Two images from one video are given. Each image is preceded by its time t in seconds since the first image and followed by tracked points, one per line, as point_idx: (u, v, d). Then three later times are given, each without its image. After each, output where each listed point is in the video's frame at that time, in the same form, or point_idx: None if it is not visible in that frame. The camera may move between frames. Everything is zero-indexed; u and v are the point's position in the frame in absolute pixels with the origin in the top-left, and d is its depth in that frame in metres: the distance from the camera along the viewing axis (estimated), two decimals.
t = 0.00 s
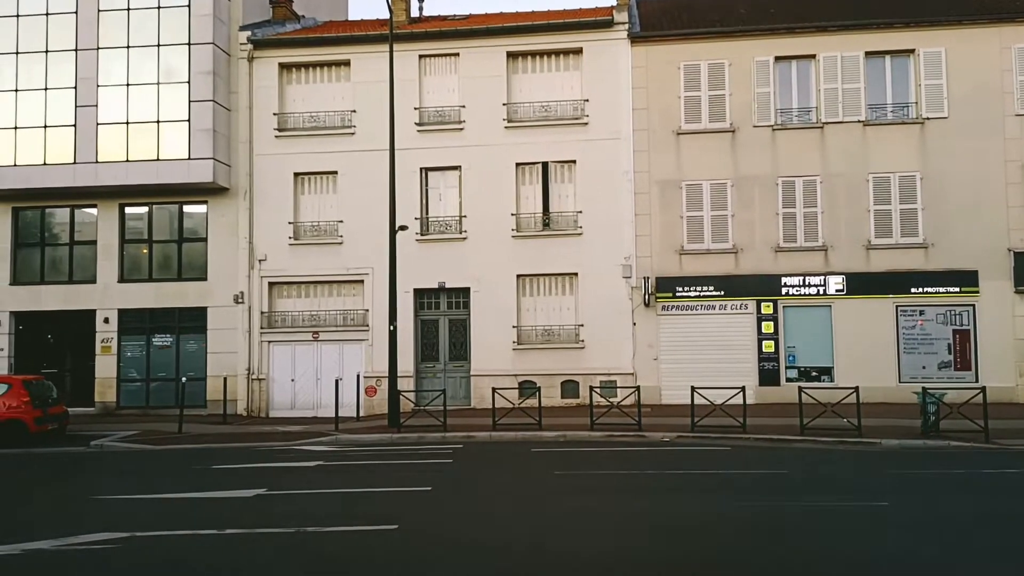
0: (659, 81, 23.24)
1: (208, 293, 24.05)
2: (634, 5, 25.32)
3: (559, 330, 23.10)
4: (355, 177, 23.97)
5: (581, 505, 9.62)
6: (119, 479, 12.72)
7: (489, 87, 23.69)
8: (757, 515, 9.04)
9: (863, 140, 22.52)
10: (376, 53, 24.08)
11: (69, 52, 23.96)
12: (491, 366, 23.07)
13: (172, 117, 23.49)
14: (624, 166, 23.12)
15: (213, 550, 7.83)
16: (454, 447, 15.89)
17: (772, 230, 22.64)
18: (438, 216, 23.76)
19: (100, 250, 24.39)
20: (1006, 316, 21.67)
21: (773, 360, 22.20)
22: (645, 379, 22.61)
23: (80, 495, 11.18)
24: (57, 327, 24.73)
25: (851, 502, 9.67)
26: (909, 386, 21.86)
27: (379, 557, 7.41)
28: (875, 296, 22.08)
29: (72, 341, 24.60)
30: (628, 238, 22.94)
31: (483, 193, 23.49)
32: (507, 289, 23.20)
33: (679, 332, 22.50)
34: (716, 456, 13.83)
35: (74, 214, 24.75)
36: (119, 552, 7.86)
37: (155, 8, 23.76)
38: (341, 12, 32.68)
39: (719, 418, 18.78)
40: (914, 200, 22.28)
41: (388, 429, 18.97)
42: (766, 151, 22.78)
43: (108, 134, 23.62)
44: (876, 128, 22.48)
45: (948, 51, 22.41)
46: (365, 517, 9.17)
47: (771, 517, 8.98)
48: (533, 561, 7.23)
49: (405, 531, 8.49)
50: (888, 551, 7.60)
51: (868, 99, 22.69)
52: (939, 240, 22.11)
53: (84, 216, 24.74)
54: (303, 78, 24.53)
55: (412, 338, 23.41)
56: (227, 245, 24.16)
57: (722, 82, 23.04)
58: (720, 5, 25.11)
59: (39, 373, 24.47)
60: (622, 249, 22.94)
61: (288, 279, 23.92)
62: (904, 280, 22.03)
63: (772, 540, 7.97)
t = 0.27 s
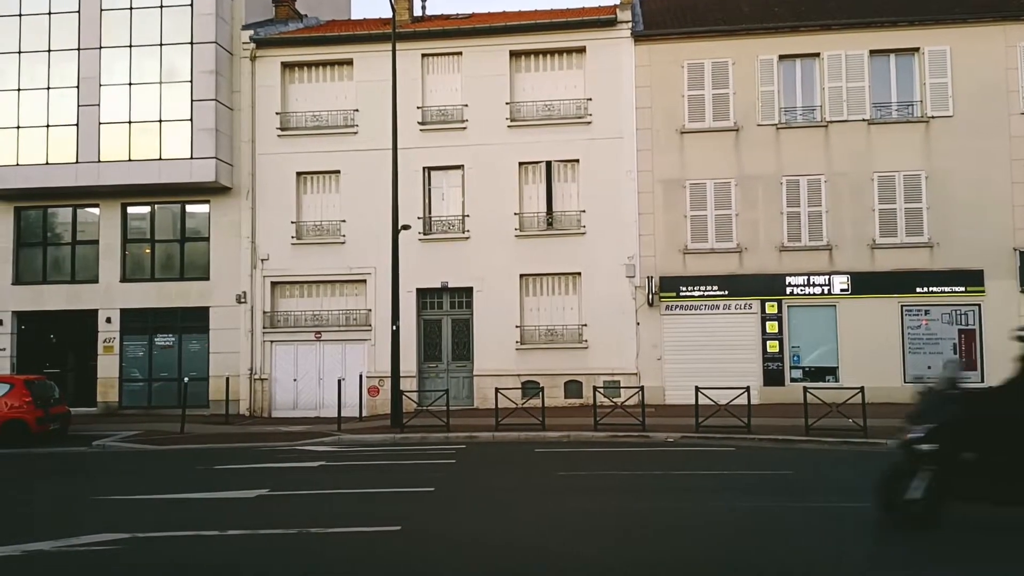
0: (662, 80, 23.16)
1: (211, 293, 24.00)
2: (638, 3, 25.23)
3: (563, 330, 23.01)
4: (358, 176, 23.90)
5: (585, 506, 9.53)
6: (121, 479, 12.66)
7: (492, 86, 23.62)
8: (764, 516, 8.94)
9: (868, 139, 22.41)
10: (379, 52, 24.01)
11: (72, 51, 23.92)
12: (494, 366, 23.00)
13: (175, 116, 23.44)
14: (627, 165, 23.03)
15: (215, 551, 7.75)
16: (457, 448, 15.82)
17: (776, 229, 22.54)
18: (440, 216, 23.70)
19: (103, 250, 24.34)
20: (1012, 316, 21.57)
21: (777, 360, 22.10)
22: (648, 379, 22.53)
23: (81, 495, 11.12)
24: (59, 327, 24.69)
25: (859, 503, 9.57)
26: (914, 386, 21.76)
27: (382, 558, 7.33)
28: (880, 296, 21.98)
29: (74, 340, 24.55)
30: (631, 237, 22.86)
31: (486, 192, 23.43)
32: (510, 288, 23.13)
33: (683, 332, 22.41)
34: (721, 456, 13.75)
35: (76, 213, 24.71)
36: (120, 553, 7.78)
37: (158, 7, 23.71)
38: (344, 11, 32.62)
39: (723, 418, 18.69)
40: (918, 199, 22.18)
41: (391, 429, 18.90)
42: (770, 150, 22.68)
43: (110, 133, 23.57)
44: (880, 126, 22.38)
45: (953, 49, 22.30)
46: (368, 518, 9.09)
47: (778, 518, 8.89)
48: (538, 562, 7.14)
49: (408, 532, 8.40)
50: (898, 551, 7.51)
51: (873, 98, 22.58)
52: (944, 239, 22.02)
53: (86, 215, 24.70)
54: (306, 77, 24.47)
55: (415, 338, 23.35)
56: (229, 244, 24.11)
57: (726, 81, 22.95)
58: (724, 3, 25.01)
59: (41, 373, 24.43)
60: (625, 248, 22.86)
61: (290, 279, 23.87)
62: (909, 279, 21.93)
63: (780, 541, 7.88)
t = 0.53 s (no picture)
0: (665, 79, 23.10)
1: (212, 292, 23.97)
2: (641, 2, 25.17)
3: (565, 329, 22.94)
4: (360, 176, 23.86)
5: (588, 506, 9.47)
6: (123, 478, 12.62)
7: (494, 85, 23.58)
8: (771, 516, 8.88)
9: (871, 138, 22.34)
10: (381, 51, 23.97)
11: (73, 51, 23.89)
12: (496, 366, 22.95)
13: (176, 116, 23.41)
14: (629, 164, 22.97)
15: (216, 552, 7.71)
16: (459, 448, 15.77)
17: (779, 228, 22.48)
18: (442, 215, 23.65)
19: (105, 249, 24.32)
20: (1015, 316, 21.51)
21: (780, 359, 22.04)
22: (650, 378, 22.47)
23: (83, 495, 11.08)
24: (61, 327, 24.66)
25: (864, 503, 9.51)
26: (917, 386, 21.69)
27: (385, 559, 7.28)
28: (883, 295, 21.91)
29: (76, 340, 24.54)
30: (633, 237, 22.80)
31: (489, 191, 23.38)
32: (512, 288, 23.08)
33: (686, 331, 22.35)
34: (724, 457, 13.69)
35: (78, 212, 24.68)
36: (121, 553, 7.73)
37: (159, 7, 23.67)
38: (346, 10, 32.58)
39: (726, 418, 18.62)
40: (922, 198, 22.11)
41: (392, 429, 18.85)
42: (773, 149, 22.62)
43: (112, 133, 23.55)
44: (884, 125, 22.30)
45: (957, 48, 22.22)
46: (371, 518, 9.04)
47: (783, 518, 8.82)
48: (542, 563, 7.09)
49: (410, 532, 8.35)
50: (905, 551, 7.46)
51: (876, 97, 22.51)
52: (947, 239, 21.94)
53: (88, 215, 24.67)
54: (308, 76, 24.42)
55: (417, 338, 23.31)
56: (231, 244, 24.07)
57: (729, 80, 22.88)
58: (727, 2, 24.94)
59: (43, 372, 24.41)
60: (628, 248, 22.80)
61: (292, 278, 23.84)
62: (912, 279, 21.87)
63: (786, 541, 7.82)
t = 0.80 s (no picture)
0: (666, 78, 23.08)
1: (213, 292, 23.98)
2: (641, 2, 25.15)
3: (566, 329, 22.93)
4: (361, 175, 23.86)
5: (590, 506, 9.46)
6: (123, 478, 12.61)
7: (494, 85, 23.56)
8: (774, 517, 8.87)
9: (872, 138, 22.32)
10: (381, 51, 23.96)
11: (74, 51, 23.89)
12: (497, 366, 22.95)
13: (177, 115, 23.41)
14: (630, 164, 22.96)
15: (217, 552, 7.70)
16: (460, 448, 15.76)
17: (780, 228, 22.46)
18: (443, 215, 23.64)
19: (106, 249, 24.32)
20: (1016, 315, 21.50)
21: (781, 359, 22.04)
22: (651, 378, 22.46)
23: (83, 495, 11.08)
24: (62, 326, 24.67)
25: (866, 504, 9.50)
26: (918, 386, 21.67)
27: (386, 559, 7.26)
28: (884, 295, 21.90)
29: (77, 340, 24.54)
30: (634, 236, 22.79)
31: (489, 191, 23.36)
32: (513, 288, 23.07)
33: (687, 331, 22.34)
34: (725, 457, 13.68)
35: (79, 212, 24.68)
36: (121, 553, 7.73)
37: (160, 6, 23.67)
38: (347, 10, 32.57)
39: (727, 418, 18.62)
40: (923, 198, 22.09)
41: (393, 429, 18.85)
42: (775, 149, 22.60)
43: (113, 132, 23.55)
44: (885, 125, 22.28)
45: (958, 47, 22.19)
46: (371, 518, 9.03)
47: (785, 518, 8.81)
48: (543, 563, 7.08)
49: (412, 532, 8.34)
50: (907, 552, 7.44)
51: (877, 97, 22.48)
52: (948, 239, 21.92)
53: (89, 215, 24.67)
54: (309, 76, 24.40)
55: (418, 338, 23.30)
56: (232, 244, 24.07)
57: (730, 79, 22.86)
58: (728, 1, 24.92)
59: (44, 372, 24.41)
60: (629, 248, 22.79)
61: (293, 278, 23.83)
62: (914, 279, 21.85)
63: (788, 542, 7.80)
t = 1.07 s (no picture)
0: (666, 78, 23.11)
1: (214, 292, 24.02)
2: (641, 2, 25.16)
3: (566, 329, 22.94)
4: (361, 176, 23.88)
5: (590, 506, 9.49)
6: (123, 479, 12.64)
7: (494, 85, 23.59)
8: (774, 517, 8.89)
9: (872, 138, 22.33)
10: (382, 51, 23.99)
11: (75, 51, 23.92)
12: (497, 365, 22.98)
13: (177, 116, 23.44)
14: (630, 164, 22.98)
15: (217, 552, 7.73)
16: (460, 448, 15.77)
17: (780, 228, 22.47)
18: (444, 215, 23.66)
19: (107, 249, 24.36)
20: (1016, 315, 21.51)
21: (781, 359, 22.06)
22: (651, 378, 22.48)
23: (84, 495, 11.10)
24: (63, 326, 24.70)
25: (864, 504, 9.51)
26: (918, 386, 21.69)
27: (385, 559, 7.31)
28: (884, 295, 21.92)
29: (78, 340, 24.58)
30: (634, 236, 22.81)
31: (490, 191, 23.38)
32: (514, 288, 23.10)
33: (687, 331, 22.36)
34: (724, 457, 13.71)
35: (80, 212, 24.72)
36: (123, 553, 7.76)
37: (160, 7, 23.70)
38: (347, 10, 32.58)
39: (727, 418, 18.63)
40: (923, 198, 22.11)
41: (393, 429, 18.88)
42: (775, 149, 22.62)
43: (114, 133, 23.59)
44: (885, 125, 22.29)
45: (958, 47, 22.20)
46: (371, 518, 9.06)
47: (783, 518, 8.85)
48: (542, 563, 7.11)
49: (414, 531, 8.37)
50: (903, 551, 7.46)
51: (877, 97, 22.49)
52: (948, 239, 21.93)
53: (90, 215, 24.70)
54: (309, 76, 24.43)
55: (418, 337, 23.34)
56: (233, 244, 24.12)
57: (730, 79, 22.88)
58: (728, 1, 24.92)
59: (45, 372, 24.44)
60: (628, 248, 22.82)
61: (294, 278, 23.87)
62: (914, 279, 21.87)
63: (788, 543, 7.80)
